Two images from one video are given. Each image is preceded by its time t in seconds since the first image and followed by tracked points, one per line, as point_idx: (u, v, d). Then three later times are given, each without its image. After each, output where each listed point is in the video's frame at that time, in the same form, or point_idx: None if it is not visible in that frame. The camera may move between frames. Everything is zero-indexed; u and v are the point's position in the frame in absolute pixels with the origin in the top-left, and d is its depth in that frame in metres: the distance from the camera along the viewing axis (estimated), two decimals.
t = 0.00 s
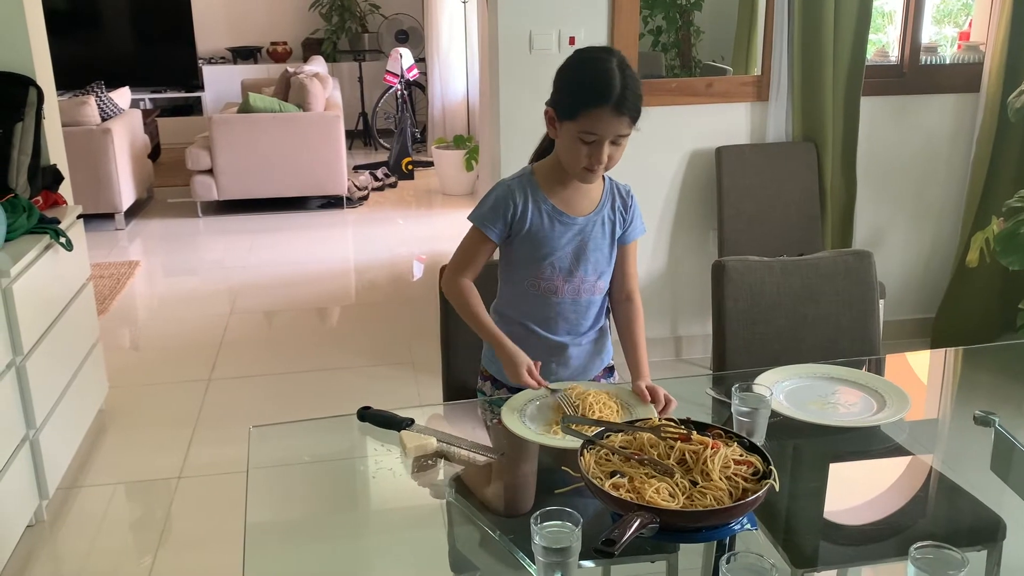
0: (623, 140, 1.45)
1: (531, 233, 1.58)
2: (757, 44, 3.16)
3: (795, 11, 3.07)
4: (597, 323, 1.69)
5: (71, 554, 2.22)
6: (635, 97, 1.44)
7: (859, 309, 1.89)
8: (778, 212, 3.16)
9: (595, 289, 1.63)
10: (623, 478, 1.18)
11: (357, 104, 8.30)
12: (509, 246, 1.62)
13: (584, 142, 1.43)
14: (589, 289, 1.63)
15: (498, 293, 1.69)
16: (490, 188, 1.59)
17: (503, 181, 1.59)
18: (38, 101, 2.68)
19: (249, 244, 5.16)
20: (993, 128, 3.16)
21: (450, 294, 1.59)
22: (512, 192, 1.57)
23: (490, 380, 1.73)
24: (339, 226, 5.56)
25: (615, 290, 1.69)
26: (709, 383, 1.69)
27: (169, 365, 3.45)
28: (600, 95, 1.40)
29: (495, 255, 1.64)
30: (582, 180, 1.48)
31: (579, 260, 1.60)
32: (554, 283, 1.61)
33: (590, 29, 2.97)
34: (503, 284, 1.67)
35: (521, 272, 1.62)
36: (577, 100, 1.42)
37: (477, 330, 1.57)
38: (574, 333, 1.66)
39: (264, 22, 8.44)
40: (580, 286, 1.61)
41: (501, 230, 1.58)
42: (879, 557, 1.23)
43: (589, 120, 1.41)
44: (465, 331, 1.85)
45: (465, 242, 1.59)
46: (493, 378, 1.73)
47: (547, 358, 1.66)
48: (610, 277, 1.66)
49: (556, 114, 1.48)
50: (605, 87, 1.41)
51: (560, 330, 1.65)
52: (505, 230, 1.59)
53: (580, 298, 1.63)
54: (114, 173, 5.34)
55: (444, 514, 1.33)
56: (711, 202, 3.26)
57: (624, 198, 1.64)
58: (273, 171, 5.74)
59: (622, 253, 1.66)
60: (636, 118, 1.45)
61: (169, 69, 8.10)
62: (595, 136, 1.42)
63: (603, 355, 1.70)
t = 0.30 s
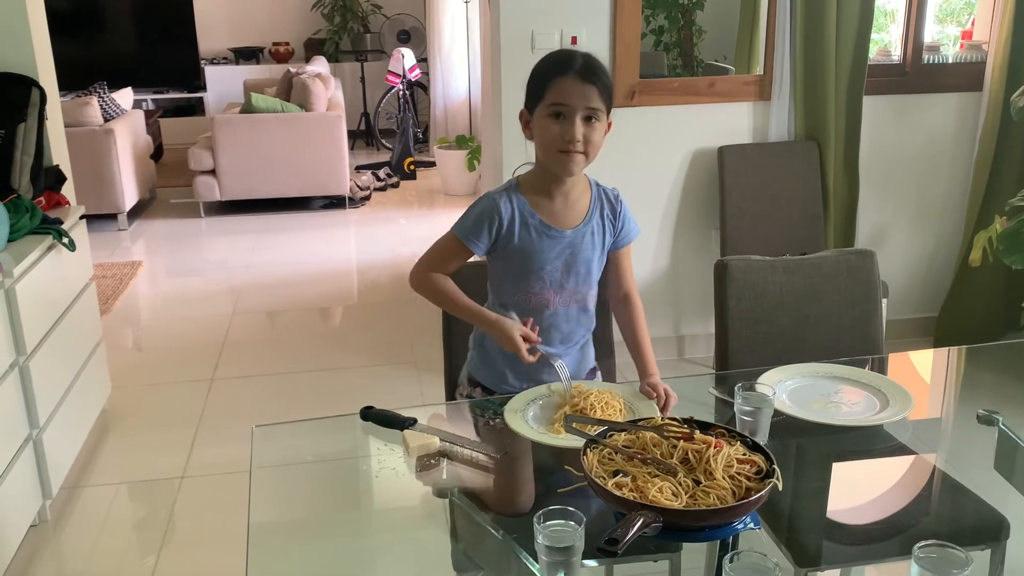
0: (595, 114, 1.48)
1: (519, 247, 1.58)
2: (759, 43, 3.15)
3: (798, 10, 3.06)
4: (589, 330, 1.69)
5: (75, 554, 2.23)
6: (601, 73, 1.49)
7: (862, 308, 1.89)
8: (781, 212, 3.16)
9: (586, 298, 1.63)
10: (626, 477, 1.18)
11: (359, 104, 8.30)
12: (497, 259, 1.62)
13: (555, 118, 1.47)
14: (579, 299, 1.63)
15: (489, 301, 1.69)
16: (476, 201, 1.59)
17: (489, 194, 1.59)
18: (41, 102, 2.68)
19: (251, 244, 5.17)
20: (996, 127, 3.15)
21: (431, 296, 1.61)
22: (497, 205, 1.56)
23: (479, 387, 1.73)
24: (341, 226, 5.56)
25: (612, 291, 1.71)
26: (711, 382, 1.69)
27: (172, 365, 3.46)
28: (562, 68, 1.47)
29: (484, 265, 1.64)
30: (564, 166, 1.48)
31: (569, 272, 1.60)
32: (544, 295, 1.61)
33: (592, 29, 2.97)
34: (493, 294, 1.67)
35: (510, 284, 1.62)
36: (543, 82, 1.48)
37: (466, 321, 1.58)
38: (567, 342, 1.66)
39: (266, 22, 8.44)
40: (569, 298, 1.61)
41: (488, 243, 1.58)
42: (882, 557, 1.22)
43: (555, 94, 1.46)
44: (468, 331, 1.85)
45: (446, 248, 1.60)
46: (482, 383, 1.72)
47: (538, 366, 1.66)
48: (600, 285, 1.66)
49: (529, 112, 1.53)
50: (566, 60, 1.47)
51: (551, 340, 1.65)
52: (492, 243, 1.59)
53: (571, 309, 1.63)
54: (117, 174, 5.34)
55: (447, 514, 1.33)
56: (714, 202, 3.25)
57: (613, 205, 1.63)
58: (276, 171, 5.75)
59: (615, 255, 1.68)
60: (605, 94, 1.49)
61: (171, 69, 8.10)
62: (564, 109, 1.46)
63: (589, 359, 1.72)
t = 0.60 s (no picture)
0: (631, 128, 1.47)
1: (542, 252, 1.57)
2: (761, 44, 3.15)
3: (799, 10, 3.06)
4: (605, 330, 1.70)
5: (77, 553, 2.23)
6: (638, 86, 1.48)
7: (863, 308, 1.89)
8: (781, 212, 3.16)
9: (605, 301, 1.64)
10: (628, 478, 1.18)
11: (361, 103, 8.30)
12: (519, 260, 1.61)
13: (590, 129, 1.46)
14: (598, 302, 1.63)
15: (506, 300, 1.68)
16: (500, 204, 1.58)
17: (513, 197, 1.58)
18: (43, 101, 2.69)
19: (252, 243, 5.17)
20: (998, 128, 3.15)
21: (455, 293, 1.61)
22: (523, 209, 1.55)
23: (485, 383, 1.74)
24: (343, 225, 5.56)
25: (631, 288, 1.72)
26: (712, 382, 1.69)
27: (173, 364, 3.46)
28: (601, 79, 1.46)
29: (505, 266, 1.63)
30: (594, 177, 1.48)
31: (591, 275, 1.60)
32: (565, 298, 1.61)
33: (594, 29, 2.97)
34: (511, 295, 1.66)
35: (530, 287, 1.62)
36: (578, 92, 1.48)
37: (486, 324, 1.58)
38: (581, 343, 1.68)
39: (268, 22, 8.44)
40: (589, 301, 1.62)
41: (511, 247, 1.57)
42: (882, 557, 1.23)
43: (592, 106, 1.46)
44: (469, 331, 1.85)
45: (468, 249, 1.60)
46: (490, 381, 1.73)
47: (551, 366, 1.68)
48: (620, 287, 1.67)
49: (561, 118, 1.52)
50: (604, 74, 1.46)
51: (567, 340, 1.66)
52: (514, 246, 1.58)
53: (590, 312, 1.63)
54: (119, 173, 5.34)
55: (448, 513, 1.33)
56: (714, 202, 3.25)
57: (637, 208, 1.62)
58: (277, 170, 5.75)
59: (638, 254, 1.69)
60: (640, 107, 1.49)
61: (173, 68, 8.11)
62: (600, 122, 1.46)
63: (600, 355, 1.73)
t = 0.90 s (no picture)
0: (657, 213, 1.43)
1: (568, 261, 1.62)
2: (761, 44, 3.15)
3: (799, 10, 3.06)
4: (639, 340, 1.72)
5: (75, 552, 2.23)
6: (676, 179, 1.38)
7: (862, 308, 1.89)
8: (781, 212, 3.16)
9: (635, 312, 1.66)
10: (627, 478, 1.18)
11: (360, 103, 8.30)
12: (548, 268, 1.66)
13: (615, 210, 1.42)
14: (626, 312, 1.66)
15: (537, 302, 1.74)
16: (529, 214, 1.63)
17: (544, 206, 1.62)
18: (42, 100, 2.68)
19: (252, 243, 5.17)
20: (998, 128, 3.15)
21: (494, 300, 1.63)
22: (549, 220, 1.60)
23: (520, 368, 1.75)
24: (342, 225, 5.56)
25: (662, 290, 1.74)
26: (712, 383, 1.69)
27: (173, 364, 3.46)
28: (638, 174, 1.36)
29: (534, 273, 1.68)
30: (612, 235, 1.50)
31: (618, 285, 1.63)
32: (592, 307, 1.65)
33: (594, 29, 2.97)
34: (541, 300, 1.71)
35: (558, 294, 1.66)
36: (614, 172, 1.38)
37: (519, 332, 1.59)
38: (611, 352, 1.69)
39: (268, 21, 8.44)
40: (617, 310, 1.65)
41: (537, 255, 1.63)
42: (881, 557, 1.23)
43: (621, 196, 1.39)
44: (470, 331, 1.85)
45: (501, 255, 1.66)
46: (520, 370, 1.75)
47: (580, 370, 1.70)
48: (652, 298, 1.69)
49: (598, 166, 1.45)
50: (648, 167, 1.36)
51: (596, 347, 1.69)
52: (541, 255, 1.63)
53: (618, 321, 1.66)
54: (119, 171, 5.34)
55: (448, 513, 1.33)
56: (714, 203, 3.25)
57: (672, 222, 1.63)
58: (277, 170, 5.75)
59: (674, 265, 1.71)
60: (673, 196, 1.41)
61: (173, 67, 8.11)
62: (626, 209, 1.41)
63: (632, 365, 1.72)
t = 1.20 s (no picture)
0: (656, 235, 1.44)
1: (564, 269, 1.61)
2: (760, 44, 3.15)
3: (798, 10, 3.07)
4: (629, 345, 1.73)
5: (74, 553, 2.23)
6: (679, 205, 1.39)
7: (862, 308, 1.89)
8: (780, 212, 3.16)
9: (628, 318, 1.67)
10: (626, 478, 1.18)
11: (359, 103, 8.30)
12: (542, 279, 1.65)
13: (615, 230, 1.44)
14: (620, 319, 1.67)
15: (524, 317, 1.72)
16: (523, 224, 1.62)
17: (538, 217, 1.62)
18: (41, 100, 2.68)
19: (251, 243, 5.16)
20: (997, 129, 3.16)
21: (482, 314, 1.61)
22: (545, 230, 1.60)
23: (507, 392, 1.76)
24: (341, 225, 5.56)
25: (654, 292, 1.77)
26: (711, 382, 1.69)
27: (172, 364, 3.46)
28: (642, 202, 1.36)
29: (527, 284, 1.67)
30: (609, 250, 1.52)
31: (613, 292, 1.64)
32: (587, 315, 1.65)
33: (593, 29, 2.97)
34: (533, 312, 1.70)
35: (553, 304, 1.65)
36: (617, 197, 1.39)
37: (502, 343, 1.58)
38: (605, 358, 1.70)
39: (266, 20, 8.43)
40: (612, 317, 1.66)
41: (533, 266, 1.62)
42: (880, 557, 1.23)
43: (622, 220, 1.40)
44: (469, 332, 1.85)
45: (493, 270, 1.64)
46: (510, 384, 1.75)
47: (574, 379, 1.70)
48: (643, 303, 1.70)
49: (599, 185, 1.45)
50: (651, 192, 1.36)
51: (590, 355, 1.69)
52: (537, 265, 1.62)
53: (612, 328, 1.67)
54: (117, 171, 5.34)
55: (447, 513, 1.33)
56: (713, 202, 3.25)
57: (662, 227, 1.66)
58: (276, 170, 5.75)
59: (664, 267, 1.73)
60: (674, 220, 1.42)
61: (172, 67, 8.11)
62: (626, 231, 1.43)
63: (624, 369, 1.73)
